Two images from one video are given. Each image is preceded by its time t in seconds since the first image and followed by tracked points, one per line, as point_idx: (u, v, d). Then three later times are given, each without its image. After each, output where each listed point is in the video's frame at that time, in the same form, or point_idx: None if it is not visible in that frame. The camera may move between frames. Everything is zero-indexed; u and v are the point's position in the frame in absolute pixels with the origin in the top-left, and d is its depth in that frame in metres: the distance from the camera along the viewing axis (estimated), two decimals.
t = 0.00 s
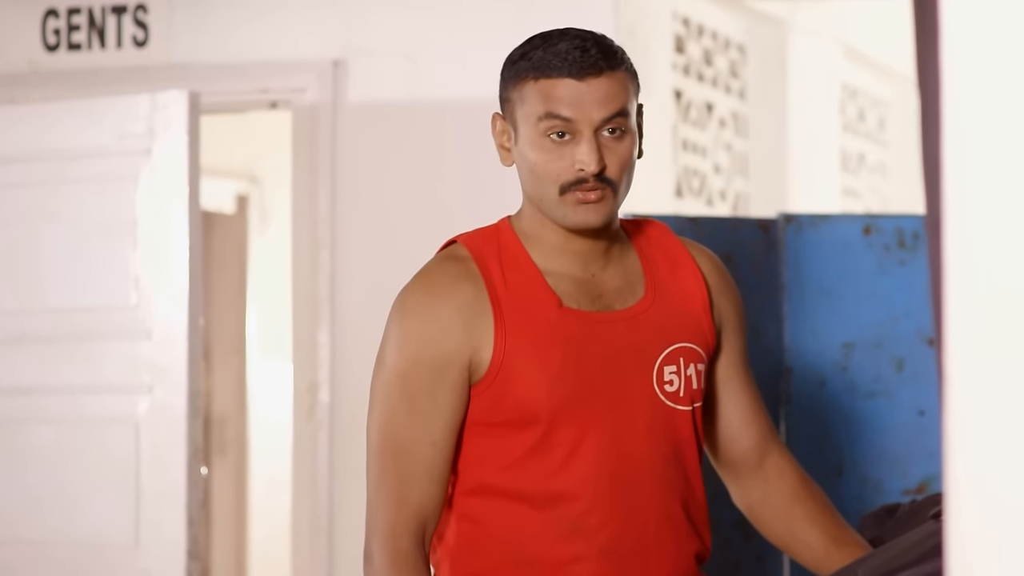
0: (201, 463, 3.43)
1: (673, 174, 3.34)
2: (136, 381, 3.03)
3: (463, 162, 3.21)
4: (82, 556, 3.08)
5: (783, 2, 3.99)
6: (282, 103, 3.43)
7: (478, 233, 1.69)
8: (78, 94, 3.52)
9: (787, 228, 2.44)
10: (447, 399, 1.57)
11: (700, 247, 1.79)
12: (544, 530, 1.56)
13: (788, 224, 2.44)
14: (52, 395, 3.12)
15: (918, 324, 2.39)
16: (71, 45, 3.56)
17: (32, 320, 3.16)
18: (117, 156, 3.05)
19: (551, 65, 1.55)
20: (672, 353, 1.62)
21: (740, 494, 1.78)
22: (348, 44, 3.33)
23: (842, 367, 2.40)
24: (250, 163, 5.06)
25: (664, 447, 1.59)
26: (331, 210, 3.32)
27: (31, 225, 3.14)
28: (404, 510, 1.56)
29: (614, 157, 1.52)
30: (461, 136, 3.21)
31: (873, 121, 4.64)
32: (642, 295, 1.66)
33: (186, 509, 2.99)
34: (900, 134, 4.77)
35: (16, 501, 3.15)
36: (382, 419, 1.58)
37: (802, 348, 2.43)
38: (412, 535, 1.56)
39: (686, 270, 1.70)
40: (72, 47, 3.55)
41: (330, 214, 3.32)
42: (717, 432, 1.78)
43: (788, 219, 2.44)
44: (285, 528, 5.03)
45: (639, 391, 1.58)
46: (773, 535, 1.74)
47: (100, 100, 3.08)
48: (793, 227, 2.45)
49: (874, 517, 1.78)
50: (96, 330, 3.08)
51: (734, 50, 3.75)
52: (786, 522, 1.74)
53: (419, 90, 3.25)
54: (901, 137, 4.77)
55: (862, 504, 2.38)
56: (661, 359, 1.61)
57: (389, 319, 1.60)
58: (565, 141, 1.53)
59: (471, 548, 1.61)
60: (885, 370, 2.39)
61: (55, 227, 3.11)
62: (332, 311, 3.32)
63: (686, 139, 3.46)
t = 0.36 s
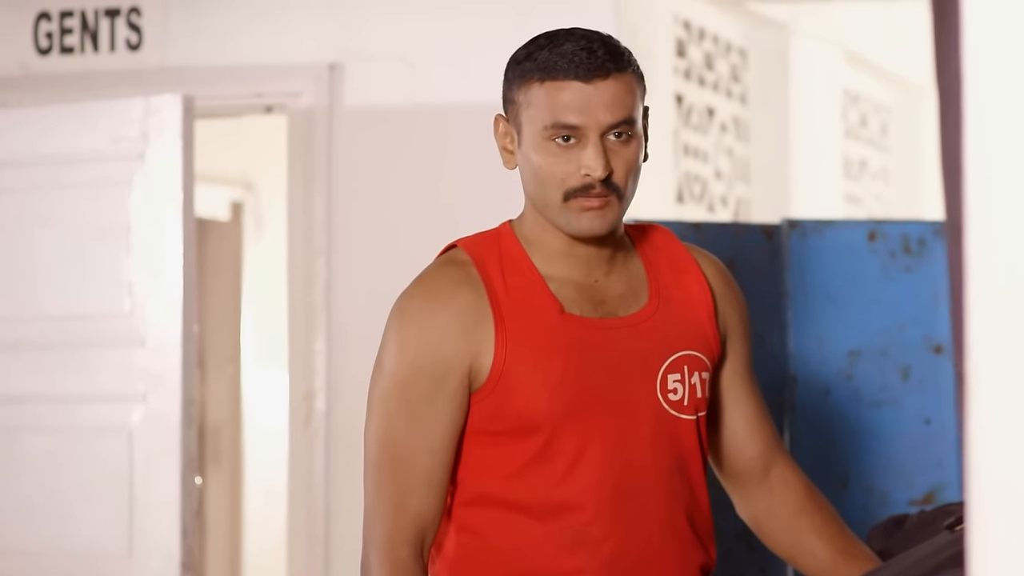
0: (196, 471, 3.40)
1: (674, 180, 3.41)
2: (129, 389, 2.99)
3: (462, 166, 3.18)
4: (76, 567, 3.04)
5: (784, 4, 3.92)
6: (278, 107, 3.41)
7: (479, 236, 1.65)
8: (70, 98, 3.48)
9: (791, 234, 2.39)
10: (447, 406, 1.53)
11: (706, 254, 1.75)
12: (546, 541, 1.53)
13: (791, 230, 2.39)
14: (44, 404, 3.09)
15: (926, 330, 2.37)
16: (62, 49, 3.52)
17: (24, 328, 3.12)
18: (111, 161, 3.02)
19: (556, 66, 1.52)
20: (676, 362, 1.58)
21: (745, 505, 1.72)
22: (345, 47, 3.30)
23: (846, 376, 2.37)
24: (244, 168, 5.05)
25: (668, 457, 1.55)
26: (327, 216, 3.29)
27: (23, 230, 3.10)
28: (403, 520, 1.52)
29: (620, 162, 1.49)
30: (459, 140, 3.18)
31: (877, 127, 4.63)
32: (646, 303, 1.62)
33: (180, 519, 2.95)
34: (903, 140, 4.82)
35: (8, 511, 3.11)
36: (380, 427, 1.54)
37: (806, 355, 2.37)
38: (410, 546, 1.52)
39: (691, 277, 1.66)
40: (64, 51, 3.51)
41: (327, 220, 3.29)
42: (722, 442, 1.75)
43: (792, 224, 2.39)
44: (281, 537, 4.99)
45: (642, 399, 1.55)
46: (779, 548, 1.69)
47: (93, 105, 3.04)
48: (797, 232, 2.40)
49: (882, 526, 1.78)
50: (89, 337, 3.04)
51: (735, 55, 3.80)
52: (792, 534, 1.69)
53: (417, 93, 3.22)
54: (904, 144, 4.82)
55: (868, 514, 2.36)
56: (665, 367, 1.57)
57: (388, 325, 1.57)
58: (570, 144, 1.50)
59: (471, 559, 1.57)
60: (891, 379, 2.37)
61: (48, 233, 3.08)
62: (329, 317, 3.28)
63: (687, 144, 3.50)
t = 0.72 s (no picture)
0: (190, 478, 3.36)
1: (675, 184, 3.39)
2: (123, 396, 2.95)
3: (460, 169, 3.15)
4: None
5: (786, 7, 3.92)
6: (274, 110, 3.37)
7: (479, 240, 1.62)
8: (63, 101, 3.46)
9: (795, 238, 2.37)
10: (447, 413, 1.50)
11: (711, 258, 1.72)
12: (548, 552, 1.49)
13: (796, 235, 2.37)
14: (37, 412, 3.05)
15: (932, 336, 2.37)
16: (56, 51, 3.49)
17: (17, 333, 3.08)
18: (105, 164, 2.98)
19: (555, 68, 1.48)
20: (680, 368, 1.54)
21: (751, 515, 1.70)
22: (342, 49, 3.26)
23: (851, 382, 2.36)
24: (239, 173, 5.04)
25: (672, 466, 1.52)
26: (324, 221, 3.26)
27: (17, 234, 3.08)
28: (402, 530, 1.49)
29: (623, 164, 1.46)
30: (458, 143, 3.15)
31: (878, 131, 4.60)
32: (649, 307, 1.58)
33: (174, 528, 2.91)
34: (905, 145, 4.78)
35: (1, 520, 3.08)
36: (379, 434, 1.51)
37: (811, 362, 2.35)
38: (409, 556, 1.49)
39: (697, 282, 1.62)
40: (58, 53, 3.49)
41: (324, 224, 3.25)
42: (727, 451, 1.70)
43: (797, 229, 2.37)
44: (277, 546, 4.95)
45: (646, 406, 1.51)
46: (786, 558, 1.67)
47: (85, 109, 3.01)
48: (801, 237, 2.37)
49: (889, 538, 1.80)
50: (82, 343, 3.00)
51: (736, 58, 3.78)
52: (799, 543, 1.66)
53: (416, 96, 3.19)
54: (907, 149, 4.77)
55: (874, 523, 2.35)
56: (669, 374, 1.53)
57: (386, 330, 1.53)
58: (572, 148, 1.47)
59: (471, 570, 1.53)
60: (896, 386, 2.36)
61: (41, 237, 3.04)
62: (325, 321, 3.25)
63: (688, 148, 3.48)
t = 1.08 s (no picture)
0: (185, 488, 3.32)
1: (677, 190, 3.37)
2: (117, 405, 2.91)
3: (459, 175, 3.11)
4: None
5: (788, 11, 3.91)
6: (269, 114, 3.33)
7: (479, 245, 1.58)
8: (56, 105, 3.43)
9: (799, 244, 2.35)
10: (446, 422, 1.46)
11: (715, 262, 1.68)
12: (550, 564, 1.45)
13: (800, 241, 2.34)
14: (31, 421, 3.02)
15: (938, 344, 2.34)
16: (48, 55, 3.47)
17: (9, 341, 3.05)
18: (99, 169, 2.95)
19: (558, 69, 1.45)
20: (684, 376, 1.51)
21: (756, 524, 1.67)
22: (340, 53, 3.24)
23: (856, 392, 2.33)
24: (234, 181, 4.98)
25: (677, 475, 1.49)
26: (321, 227, 3.23)
27: (9, 239, 3.04)
28: (400, 542, 1.45)
29: (626, 168, 1.43)
30: (457, 148, 3.12)
31: (881, 138, 4.56)
32: (653, 314, 1.54)
33: (168, 539, 2.87)
34: (906, 153, 4.75)
35: None
36: (376, 443, 1.47)
37: (814, 370, 2.33)
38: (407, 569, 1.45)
39: (701, 288, 1.59)
40: (50, 57, 3.46)
41: (320, 231, 3.23)
42: (732, 460, 1.67)
43: (801, 235, 2.35)
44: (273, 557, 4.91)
45: (650, 415, 1.47)
46: (792, 568, 1.64)
47: (78, 114, 2.97)
48: (806, 243, 2.35)
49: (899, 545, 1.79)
50: (77, 351, 2.96)
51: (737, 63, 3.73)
52: (807, 553, 1.63)
53: (413, 101, 3.16)
54: (908, 156, 4.75)
55: (879, 534, 2.32)
56: (673, 382, 1.50)
57: (384, 337, 1.50)
58: (574, 150, 1.43)
59: None
60: (901, 395, 2.33)
61: (34, 243, 3.01)
62: (322, 329, 3.21)
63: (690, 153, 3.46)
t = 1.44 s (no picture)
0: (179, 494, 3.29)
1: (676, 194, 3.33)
2: (109, 411, 2.87)
3: (456, 177, 3.08)
4: None
5: (788, 12, 3.88)
6: (263, 117, 3.33)
7: (478, 247, 1.55)
8: (48, 108, 3.41)
9: (802, 247, 2.33)
10: (445, 428, 1.43)
11: (718, 266, 1.65)
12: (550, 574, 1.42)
13: (802, 244, 2.32)
14: (23, 427, 2.98)
15: (942, 349, 2.31)
16: (40, 56, 3.44)
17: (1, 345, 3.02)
18: (91, 172, 2.91)
19: (559, 68, 1.42)
20: (687, 382, 1.47)
21: (761, 533, 1.63)
22: (335, 55, 3.21)
23: (860, 397, 2.31)
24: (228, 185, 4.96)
25: (679, 484, 1.45)
26: (316, 231, 3.20)
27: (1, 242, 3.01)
28: (397, 550, 1.42)
29: (629, 169, 1.40)
30: (453, 151, 3.08)
31: (882, 141, 4.52)
32: (655, 319, 1.51)
33: (162, 546, 2.84)
34: (907, 155, 4.71)
35: None
36: (373, 450, 1.44)
37: (817, 375, 2.31)
38: None
39: (704, 292, 1.56)
40: (41, 58, 3.43)
41: (316, 234, 3.20)
42: (736, 466, 1.63)
43: (803, 238, 2.32)
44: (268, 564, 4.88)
45: (652, 422, 1.44)
46: None
47: (71, 115, 2.94)
48: (808, 246, 2.33)
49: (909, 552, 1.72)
50: (70, 356, 2.93)
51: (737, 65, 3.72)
52: (812, 562, 1.60)
53: (409, 103, 3.13)
54: (908, 159, 4.71)
55: (883, 541, 2.29)
56: (676, 388, 1.46)
57: (382, 341, 1.47)
58: (576, 151, 1.40)
59: None
60: (905, 401, 2.30)
61: (26, 246, 2.98)
62: (317, 333, 3.18)
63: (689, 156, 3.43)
